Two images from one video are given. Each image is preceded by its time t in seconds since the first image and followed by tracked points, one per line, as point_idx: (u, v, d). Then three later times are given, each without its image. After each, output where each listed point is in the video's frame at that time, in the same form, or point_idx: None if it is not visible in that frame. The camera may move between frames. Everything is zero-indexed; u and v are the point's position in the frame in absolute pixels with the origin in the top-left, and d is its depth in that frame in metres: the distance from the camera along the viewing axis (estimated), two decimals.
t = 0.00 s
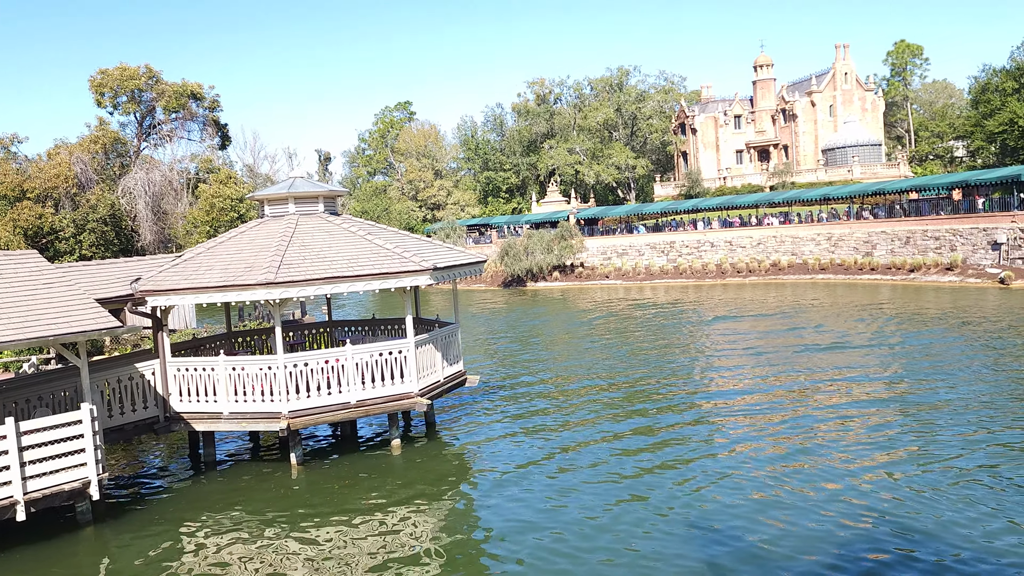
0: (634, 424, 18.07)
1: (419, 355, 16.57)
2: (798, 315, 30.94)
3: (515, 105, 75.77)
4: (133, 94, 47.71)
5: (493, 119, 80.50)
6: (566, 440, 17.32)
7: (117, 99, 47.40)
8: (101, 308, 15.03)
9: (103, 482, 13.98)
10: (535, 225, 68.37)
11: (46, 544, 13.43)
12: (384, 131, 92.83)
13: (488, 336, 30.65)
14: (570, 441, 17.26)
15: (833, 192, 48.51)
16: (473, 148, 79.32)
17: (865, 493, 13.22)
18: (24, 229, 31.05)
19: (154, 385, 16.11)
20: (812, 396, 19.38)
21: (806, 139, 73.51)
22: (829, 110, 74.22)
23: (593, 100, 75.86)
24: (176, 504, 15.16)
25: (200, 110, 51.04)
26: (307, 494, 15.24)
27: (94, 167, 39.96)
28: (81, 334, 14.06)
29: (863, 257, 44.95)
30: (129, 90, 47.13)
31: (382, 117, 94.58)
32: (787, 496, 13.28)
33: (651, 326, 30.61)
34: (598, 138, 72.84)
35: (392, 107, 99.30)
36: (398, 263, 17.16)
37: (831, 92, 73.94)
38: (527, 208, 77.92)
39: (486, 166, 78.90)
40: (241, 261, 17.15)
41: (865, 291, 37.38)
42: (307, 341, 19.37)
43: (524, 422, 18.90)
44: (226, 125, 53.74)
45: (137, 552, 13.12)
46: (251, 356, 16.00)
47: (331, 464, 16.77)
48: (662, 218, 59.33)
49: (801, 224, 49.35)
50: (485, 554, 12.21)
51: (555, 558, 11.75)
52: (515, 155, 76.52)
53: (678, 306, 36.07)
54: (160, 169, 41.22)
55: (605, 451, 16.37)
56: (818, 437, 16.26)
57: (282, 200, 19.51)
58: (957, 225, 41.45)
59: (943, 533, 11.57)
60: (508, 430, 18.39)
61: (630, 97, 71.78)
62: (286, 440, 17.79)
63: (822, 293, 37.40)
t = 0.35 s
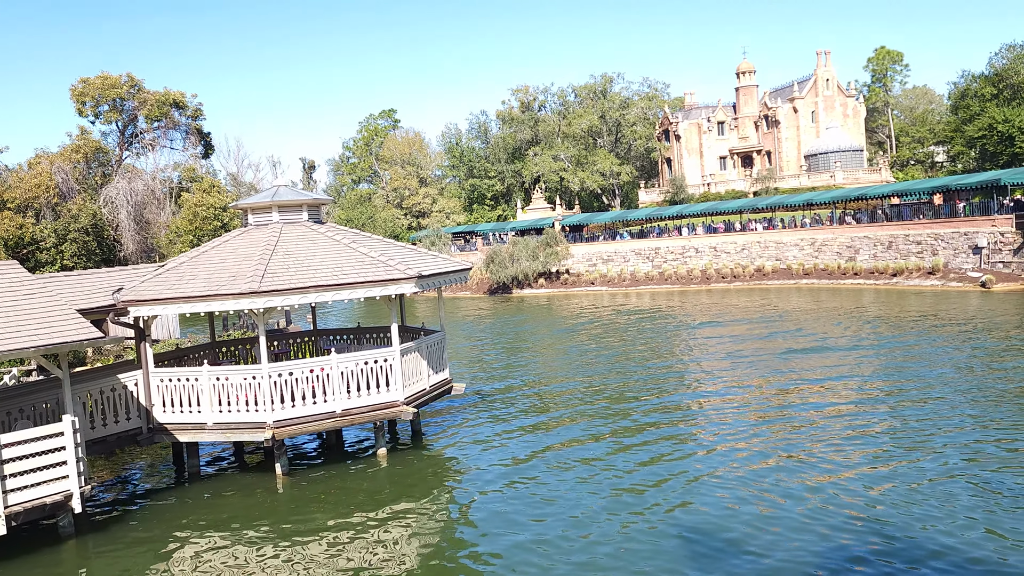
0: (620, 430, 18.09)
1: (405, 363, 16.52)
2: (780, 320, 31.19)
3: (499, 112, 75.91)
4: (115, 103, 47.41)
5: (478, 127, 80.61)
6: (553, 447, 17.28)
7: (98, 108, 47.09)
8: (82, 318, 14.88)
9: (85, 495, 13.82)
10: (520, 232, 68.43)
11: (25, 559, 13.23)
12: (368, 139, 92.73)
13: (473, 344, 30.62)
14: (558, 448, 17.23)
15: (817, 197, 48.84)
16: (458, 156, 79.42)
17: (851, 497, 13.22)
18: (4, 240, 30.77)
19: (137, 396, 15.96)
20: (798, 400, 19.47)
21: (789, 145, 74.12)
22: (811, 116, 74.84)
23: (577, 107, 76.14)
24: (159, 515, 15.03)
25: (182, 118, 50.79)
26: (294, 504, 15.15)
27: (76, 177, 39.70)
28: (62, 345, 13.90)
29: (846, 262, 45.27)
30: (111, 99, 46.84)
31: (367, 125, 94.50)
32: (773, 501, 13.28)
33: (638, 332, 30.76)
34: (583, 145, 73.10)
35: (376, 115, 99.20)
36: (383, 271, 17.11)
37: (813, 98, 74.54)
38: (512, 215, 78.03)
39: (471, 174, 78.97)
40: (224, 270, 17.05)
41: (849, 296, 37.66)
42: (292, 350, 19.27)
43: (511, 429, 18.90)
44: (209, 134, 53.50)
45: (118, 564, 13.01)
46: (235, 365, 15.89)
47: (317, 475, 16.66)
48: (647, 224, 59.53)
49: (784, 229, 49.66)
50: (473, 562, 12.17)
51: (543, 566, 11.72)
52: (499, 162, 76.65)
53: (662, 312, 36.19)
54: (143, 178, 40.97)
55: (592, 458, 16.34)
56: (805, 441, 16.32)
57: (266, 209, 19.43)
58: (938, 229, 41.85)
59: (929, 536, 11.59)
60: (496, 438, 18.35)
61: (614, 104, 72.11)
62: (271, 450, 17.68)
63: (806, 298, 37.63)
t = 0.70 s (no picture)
0: (611, 435, 18.10)
1: (396, 369, 16.49)
2: (769, 323, 31.34)
3: (490, 117, 75.98)
4: (103, 110, 47.25)
5: (468, 132, 80.67)
6: (543, 453, 17.28)
7: (87, 115, 46.92)
8: (71, 326, 14.78)
9: (74, 503, 13.72)
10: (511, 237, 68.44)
11: (13, 567, 13.13)
12: (359, 145, 92.63)
13: (464, 349, 30.56)
14: (550, 453, 17.21)
15: (806, 201, 49.03)
16: (449, 161, 79.48)
17: (841, 501, 13.25)
18: None
19: (126, 404, 15.87)
20: (789, 404, 19.52)
21: (778, 150, 74.49)
22: (800, 121, 75.14)
23: (568, 112, 76.31)
24: (149, 524, 14.94)
25: (171, 125, 50.66)
26: (288, 511, 15.07)
27: (64, 184, 39.53)
28: (50, 353, 13.81)
29: (836, 266, 45.46)
30: (100, 105, 46.69)
31: (357, 130, 94.40)
32: (765, 506, 13.25)
33: (629, 337, 30.80)
34: (574, 150, 73.28)
35: (367, 120, 99.08)
36: (374, 277, 17.09)
37: (802, 103, 74.94)
38: (503, 220, 78.07)
39: (462, 179, 79.00)
40: (214, 277, 16.99)
41: (838, 299, 37.82)
42: (282, 356, 19.21)
43: (502, 435, 18.90)
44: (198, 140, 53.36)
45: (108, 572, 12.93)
46: (225, 373, 15.82)
47: (308, 482, 16.58)
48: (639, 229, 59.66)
49: (774, 233, 49.84)
50: (464, 568, 12.14)
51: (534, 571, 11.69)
52: (490, 167, 76.70)
53: (652, 316, 36.24)
54: (132, 185, 40.86)
55: (583, 463, 16.34)
56: (795, 445, 16.35)
57: (255, 215, 19.37)
58: (927, 232, 42.08)
59: (920, 540, 11.58)
60: (487, 443, 18.32)
61: (604, 109, 72.31)
62: (261, 457, 17.61)
63: (797, 301, 37.75)
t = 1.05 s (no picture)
0: (607, 438, 18.05)
1: (391, 373, 16.45)
2: (763, 326, 31.36)
3: (485, 121, 75.98)
4: (97, 115, 47.17)
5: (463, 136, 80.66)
6: (539, 456, 17.24)
7: (80, 120, 46.82)
8: (64, 332, 14.72)
9: (68, 509, 13.66)
10: (507, 241, 68.45)
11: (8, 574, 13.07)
12: (354, 149, 92.53)
13: (459, 353, 30.49)
14: (545, 457, 17.16)
15: (800, 203, 49.11)
16: (444, 165, 79.49)
17: (837, 503, 13.24)
18: None
19: (120, 409, 15.80)
20: (785, 406, 19.49)
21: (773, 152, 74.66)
22: (794, 124, 75.09)
23: (563, 116, 76.38)
24: (144, 530, 14.87)
25: (165, 129, 50.59)
26: (286, 516, 15.02)
27: (58, 189, 39.42)
28: (43, 359, 13.74)
29: (831, 268, 45.52)
30: (93, 110, 46.60)
31: (352, 135, 94.36)
32: (760, 508, 13.23)
33: (623, 340, 30.80)
34: (568, 153, 73.35)
35: (361, 124, 98.96)
36: (368, 281, 17.06)
37: (796, 106, 75.03)
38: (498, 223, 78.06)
39: (457, 183, 78.96)
40: (208, 281, 16.95)
41: (833, 301, 37.86)
42: (277, 361, 19.16)
43: (498, 438, 18.85)
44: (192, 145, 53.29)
45: None
46: (220, 377, 15.77)
47: (303, 487, 16.53)
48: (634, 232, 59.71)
49: (769, 236, 49.90)
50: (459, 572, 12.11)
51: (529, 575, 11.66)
52: (485, 171, 76.67)
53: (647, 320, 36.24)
54: (126, 190, 40.80)
55: (578, 467, 16.30)
56: (790, 448, 16.32)
57: (249, 219, 19.32)
58: (921, 234, 42.16)
59: (915, 542, 11.58)
60: (482, 447, 18.26)
61: (599, 112, 72.40)
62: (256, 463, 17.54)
63: (791, 304, 37.80)
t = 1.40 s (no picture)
0: (605, 440, 18.01)
1: (388, 375, 16.43)
2: (761, 327, 31.33)
3: (482, 122, 75.96)
4: (95, 117, 47.17)
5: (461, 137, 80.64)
6: (535, 459, 17.22)
7: (78, 122, 46.80)
8: (61, 335, 14.69)
9: (65, 512, 13.64)
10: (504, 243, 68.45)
11: None
12: (352, 151, 92.48)
13: (457, 355, 30.41)
14: (541, 459, 17.14)
15: (798, 205, 49.11)
16: (442, 166, 79.47)
17: (834, 505, 13.20)
18: None
19: (117, 412, 15.78)
20: (783, 407, 19.47)
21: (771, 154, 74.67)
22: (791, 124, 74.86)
23: (560, 117, 76.41)
24: (141, 532, 14.84)
25: (163, 131, 50.57)
26: (282, 519, 14.98)
27: (55, 191, 39.37)
28: (40, 361, 13.72)
29: (829, 269, 45.52)
30: (91, 113, 46.58)
31: (350, 136, 94.33)
32: (758, 511, 13.19)
33: (620, 341, 30.76)
34: (566, 155, 73.36)
35: (359, 126, 98.86)
36: (366, 283, 17.04)
37: (794, 107, 74.95)
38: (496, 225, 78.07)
39: (455, 184, 78.94)
40: (205, 283, 16.93)
41: (830, 303, 37.89)
42: (274, 363, 19.14)
43: (496, 441, 18.83)
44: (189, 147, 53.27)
45: None
46: (217, 380, 15.74)
47: (300, 489, 16.49)
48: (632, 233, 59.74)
49: (767, 237, 49.91)
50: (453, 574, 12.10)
51: None
52: (483, 173, 76.64)
53: (644, 321, 36.20)
54: (124, 192, 40.80)
55: (575, 469, 16.27)
56: (786, 449, 16.29)
57: (247, 221, 19.30)
58: (919, 235, 42.16)
59: (911, 544, 11.54)
60: (479, 450, 18.23)
61: (596, 114, 72.45)
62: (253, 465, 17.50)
63: (788, 305, 37.80)
